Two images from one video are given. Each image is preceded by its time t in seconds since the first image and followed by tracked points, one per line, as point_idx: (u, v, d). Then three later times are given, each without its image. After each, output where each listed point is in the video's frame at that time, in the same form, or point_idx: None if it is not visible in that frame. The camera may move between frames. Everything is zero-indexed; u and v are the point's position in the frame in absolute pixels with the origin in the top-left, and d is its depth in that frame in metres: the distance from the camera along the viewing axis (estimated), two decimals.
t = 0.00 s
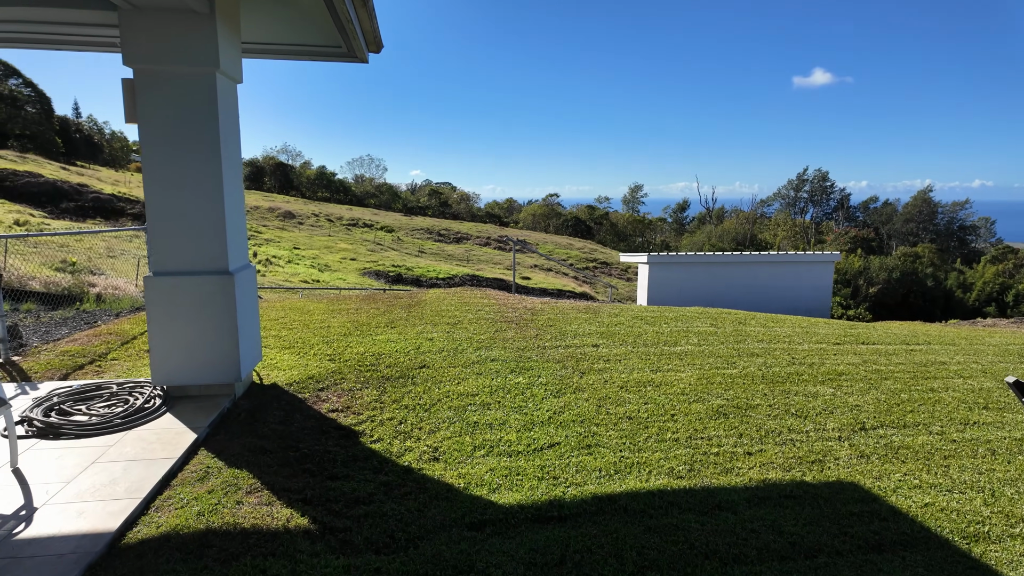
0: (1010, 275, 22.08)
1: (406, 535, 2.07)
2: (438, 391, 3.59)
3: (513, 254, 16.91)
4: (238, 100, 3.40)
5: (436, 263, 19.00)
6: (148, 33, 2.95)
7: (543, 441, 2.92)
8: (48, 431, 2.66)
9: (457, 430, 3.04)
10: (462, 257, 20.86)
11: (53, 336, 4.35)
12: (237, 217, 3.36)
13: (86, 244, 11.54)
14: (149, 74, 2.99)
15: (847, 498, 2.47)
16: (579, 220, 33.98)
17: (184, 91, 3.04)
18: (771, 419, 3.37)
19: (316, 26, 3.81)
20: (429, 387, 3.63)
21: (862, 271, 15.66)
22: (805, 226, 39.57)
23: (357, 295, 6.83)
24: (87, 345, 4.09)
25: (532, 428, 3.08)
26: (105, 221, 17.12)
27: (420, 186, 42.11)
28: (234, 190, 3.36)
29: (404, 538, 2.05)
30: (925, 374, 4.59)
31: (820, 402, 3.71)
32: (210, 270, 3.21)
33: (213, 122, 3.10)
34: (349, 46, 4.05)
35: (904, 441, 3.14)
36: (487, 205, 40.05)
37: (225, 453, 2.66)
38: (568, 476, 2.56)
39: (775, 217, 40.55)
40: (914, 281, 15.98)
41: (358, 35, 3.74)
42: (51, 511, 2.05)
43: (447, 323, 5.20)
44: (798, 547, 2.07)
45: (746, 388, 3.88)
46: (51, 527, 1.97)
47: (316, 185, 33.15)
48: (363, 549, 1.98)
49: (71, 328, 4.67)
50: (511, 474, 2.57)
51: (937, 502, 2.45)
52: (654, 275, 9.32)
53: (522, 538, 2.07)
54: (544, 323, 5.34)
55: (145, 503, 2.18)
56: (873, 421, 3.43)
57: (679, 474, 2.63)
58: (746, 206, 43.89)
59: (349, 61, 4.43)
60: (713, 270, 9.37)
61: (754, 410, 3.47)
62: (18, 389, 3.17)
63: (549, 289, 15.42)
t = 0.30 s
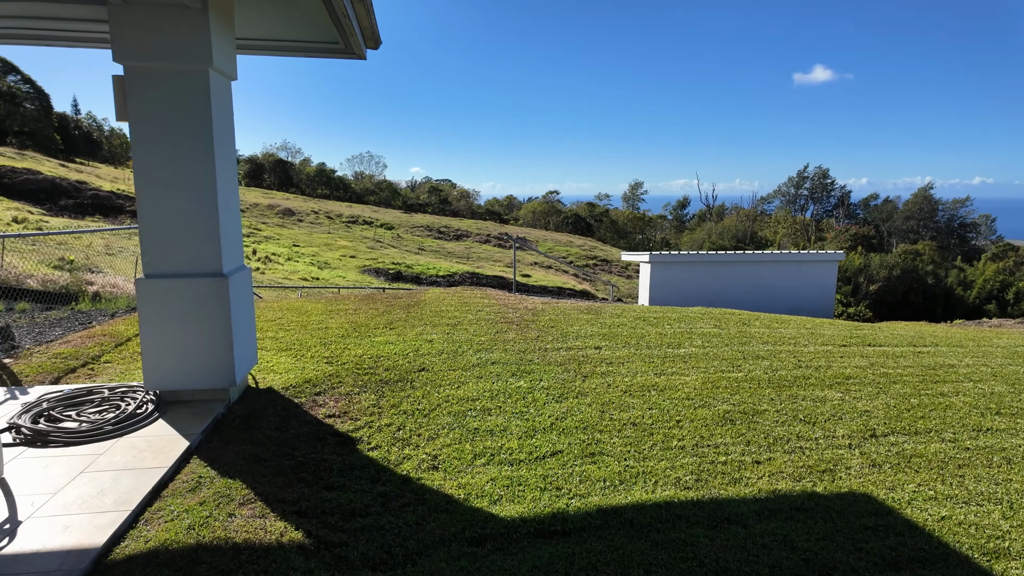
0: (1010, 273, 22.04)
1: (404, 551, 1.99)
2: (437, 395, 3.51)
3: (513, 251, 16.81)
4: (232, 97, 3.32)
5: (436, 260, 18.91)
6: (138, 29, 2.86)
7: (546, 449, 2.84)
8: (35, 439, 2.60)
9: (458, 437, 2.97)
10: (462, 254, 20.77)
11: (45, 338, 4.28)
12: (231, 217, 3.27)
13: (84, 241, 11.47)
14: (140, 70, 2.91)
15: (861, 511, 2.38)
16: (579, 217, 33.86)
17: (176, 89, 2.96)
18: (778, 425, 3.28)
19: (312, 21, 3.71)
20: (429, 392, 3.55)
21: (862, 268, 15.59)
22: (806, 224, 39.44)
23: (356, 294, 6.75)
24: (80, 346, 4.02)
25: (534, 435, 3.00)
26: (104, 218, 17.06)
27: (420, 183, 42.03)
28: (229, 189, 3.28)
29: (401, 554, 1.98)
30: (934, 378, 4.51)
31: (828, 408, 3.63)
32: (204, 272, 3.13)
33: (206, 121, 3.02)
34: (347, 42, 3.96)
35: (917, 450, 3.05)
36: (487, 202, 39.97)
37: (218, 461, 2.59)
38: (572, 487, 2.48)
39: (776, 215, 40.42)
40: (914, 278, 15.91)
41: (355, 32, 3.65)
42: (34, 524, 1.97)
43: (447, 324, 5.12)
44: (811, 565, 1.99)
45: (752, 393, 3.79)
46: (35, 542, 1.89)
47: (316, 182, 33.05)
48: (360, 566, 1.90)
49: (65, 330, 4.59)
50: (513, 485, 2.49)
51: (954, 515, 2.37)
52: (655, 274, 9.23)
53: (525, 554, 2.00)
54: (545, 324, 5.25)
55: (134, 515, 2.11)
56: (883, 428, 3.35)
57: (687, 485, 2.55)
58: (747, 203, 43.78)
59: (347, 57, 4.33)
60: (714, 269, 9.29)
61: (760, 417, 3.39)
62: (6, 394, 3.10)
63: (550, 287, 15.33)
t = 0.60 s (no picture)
0: (1008, 271, 22.00)
1: (393, 561, 1.95)
2: (431, 399, 3.45)
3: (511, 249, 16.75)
4: (222, 96, 3.26)
5: (434, 259, 18.85)
6: (124, 26, 2.79)
7: (540, 454, 2.79)
8: (19, 446, 2.54)
9: (451, 442, 2.91)
10: (460, 253, 20.71)
11: (34, 340, 4.22)
12: (220, 216, 3.22)
13: (80, 240, 11.39)
14: (127, 67, 2.84)
15: (860, 519, 2.34)
16: (578, 215, 33.77)
17: (164, 86, 2.89)
18: (777, 429, 3.24)
19: (304, 18, 3.64)
20: (422, 395, 3.50)
21: (860, 266, 15.55)
22: (805, 222, 39.42)
23: (352, 294, 6.70)
24: (69, 349, 3.97)
25: (529, 440, 2.95)
26: (101, 217, 16.98)
27: (419, 181, 41.94)
28: (218, 190, 3.22)
29: (390, 566, 1.93)
30: (934, 380, 4.46)
31: (828, 411, 3.58)
32: (192, 274, 3.08)
33: (195, 120, 2.96)
34: (340, 39, 3.89)
35: (917, 454, 3.01)
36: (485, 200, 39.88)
37: (205, 468, 2.54)
38: (567, 495, 2.42)
39: (774, 213, 40.39)
40: (912, 276, 15.88)
41: (347, 28, 3.59)
42: (13, 535, 1.92)
43: (442, 325, 5.07)
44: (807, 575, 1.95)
45: (751, 395, 3.74)
46: (12, 554, 1.84)
47: (314, 180, 32.95)
48: None
49: (55, 331, 4.53)
50: (506, 492, 2.44)
51: (957, 523, 2.33)
52: (653, 274, 9.16)
53: (517, 565, 1.95)
54: (542, 325, 5.20)
55: (117, 525, 2.06)
56: (883, 432, 3.31)
57: (684, 492, 2.50)
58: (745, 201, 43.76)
59: (340, 55, 4.26)
60: (712, 268, 9.23)
61: (759, 420, 3.34)
62: None
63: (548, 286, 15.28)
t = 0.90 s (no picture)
0: (995, 268, 22.24)
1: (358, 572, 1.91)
2: (408, 402, 3.42)
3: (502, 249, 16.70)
4: (194, 95, 3.21)
5: (425, 259, 18.79)
6: (91, 23, 2.73)
7: (515, 459, 2.76)
8: None
9: (425, 446, 2.88)
10: (451, 252, 20.65)
11: (7, 344, 4.14)
12: (192, 218, 3.17)
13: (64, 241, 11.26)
14: (94, 66, 2.78)
15: (834, 524, 2.32)
16: (569, 214, 33.75)
17: (133, 85, 2.84)
18: (755, 431, 3.23)
19: (278, 16, 3.58)
20: (399, 398, 3.46)
21: (849, 264, 15.64)
22: (795, 221, 39.67)
23: (336, 295, 6.63)
24: (42, 352, 3.90)
25: (504, 444, 2.92)
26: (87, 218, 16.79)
27: (410, 180, 41.80)
28: (190, 191, 3.16)
29: None
30: (914, 380, 4.47)
31: (806, 412, 3.57)
32: (162, 277, 3.02)
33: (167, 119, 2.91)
34: (317, 37, 3.84)
35: (895, 456, 3.01)
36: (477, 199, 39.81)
37: (171, 476, 2.48)
38: (539, 501, 2.40)
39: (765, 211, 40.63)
40: (900, 274, 16.00)
41: (322, 26, 3.53)
42: None
43: (425, 327, 5.02)
44: None
45: (731, 397, 3.73)
46: None
47: (304, 180, 32.72)
48: None
49: (30, 334, 4.46)
50: (478, 499, 2.40)
51: (930, 526, 2.32)
52: (640, 274, 9.15)
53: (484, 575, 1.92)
54: (525, 326, 5.18)
55: (75, 536, 2.01)
56: (861, 433, 3.31)
57: (658, 496, 2.48)
58: (736, 200, 43.98)
59: (318, 53, 4.20)
60: (699, 268, 9.24)
61: (738, 422, 3.34)
62: None
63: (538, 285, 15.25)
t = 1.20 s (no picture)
0: (954, 264, 23.14)
1: None
2: (362, 407, 3.34)
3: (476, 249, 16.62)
4: (135, 91, 3.06)
5: (398, 259, 18.58)
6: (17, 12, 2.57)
7: (468, 464, 2.72)
8: None
9: (377, 453, 2.81)
10: (425, 252, 20.48)
11: None
12: (132, 219, 3.03)
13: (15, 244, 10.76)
14: (20, 58, 2.61)
15: (780, 524, 2.34)
16: (544, 214, 33.74)
17: (65, 79, 2.68)
18: (711, 430, 3.25)
19: (224, 10, 3.44)
20: (354, 404, 3.38)
21: (817, 262, 16.11)
22: (765, 219, 40.61)
23: (298, 297, 6.47)
24: None
25: (458, 449, 2.87)
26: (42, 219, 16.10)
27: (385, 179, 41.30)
28: (130, 191, 3.02)
29: None
30: (869, 376, 4.58)
31: (762, 411, 3.62)
32: (99, 281, 2.87)
33: (103, 116, 2.76)
34: (268, 33, 3.71)
35: (846, 454, 3.07)
36: (454, 198, 39.59)
37: (104, 490, 2.36)
38: (489, 508, 2.36)
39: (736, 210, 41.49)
40: (867, 271, 16.56)
41: (271, 21, 3.41)
42: None
43: (386, 329, 4.93)
44: None
45: (689, 396, 3.76)
46: None
47: (275, 179, 32.00)
48: None
49: None
50: (426, 508, 2.35)
51: (876, 524, 2.37)
52: (609, 273, 9.21)
53: None
54: (489, 326, 5.14)
55: None
56: (815, 430, 3.37)
57: (609, 499, 2.47)
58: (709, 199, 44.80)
59: (271, 49, 4.07)
60: (667, 267, 9.36)
61: (693, 421, 3.36)
62: None
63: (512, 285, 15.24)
